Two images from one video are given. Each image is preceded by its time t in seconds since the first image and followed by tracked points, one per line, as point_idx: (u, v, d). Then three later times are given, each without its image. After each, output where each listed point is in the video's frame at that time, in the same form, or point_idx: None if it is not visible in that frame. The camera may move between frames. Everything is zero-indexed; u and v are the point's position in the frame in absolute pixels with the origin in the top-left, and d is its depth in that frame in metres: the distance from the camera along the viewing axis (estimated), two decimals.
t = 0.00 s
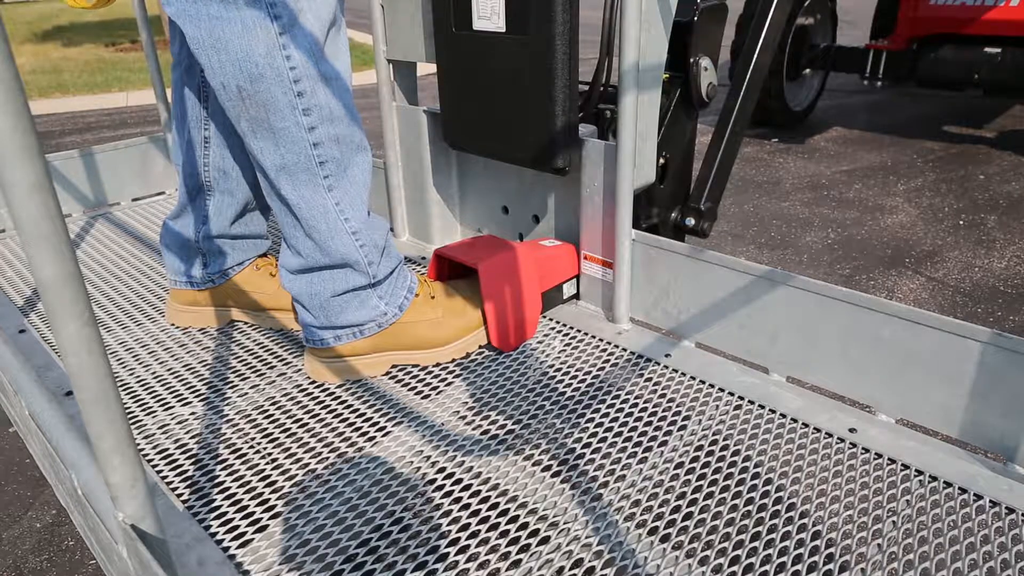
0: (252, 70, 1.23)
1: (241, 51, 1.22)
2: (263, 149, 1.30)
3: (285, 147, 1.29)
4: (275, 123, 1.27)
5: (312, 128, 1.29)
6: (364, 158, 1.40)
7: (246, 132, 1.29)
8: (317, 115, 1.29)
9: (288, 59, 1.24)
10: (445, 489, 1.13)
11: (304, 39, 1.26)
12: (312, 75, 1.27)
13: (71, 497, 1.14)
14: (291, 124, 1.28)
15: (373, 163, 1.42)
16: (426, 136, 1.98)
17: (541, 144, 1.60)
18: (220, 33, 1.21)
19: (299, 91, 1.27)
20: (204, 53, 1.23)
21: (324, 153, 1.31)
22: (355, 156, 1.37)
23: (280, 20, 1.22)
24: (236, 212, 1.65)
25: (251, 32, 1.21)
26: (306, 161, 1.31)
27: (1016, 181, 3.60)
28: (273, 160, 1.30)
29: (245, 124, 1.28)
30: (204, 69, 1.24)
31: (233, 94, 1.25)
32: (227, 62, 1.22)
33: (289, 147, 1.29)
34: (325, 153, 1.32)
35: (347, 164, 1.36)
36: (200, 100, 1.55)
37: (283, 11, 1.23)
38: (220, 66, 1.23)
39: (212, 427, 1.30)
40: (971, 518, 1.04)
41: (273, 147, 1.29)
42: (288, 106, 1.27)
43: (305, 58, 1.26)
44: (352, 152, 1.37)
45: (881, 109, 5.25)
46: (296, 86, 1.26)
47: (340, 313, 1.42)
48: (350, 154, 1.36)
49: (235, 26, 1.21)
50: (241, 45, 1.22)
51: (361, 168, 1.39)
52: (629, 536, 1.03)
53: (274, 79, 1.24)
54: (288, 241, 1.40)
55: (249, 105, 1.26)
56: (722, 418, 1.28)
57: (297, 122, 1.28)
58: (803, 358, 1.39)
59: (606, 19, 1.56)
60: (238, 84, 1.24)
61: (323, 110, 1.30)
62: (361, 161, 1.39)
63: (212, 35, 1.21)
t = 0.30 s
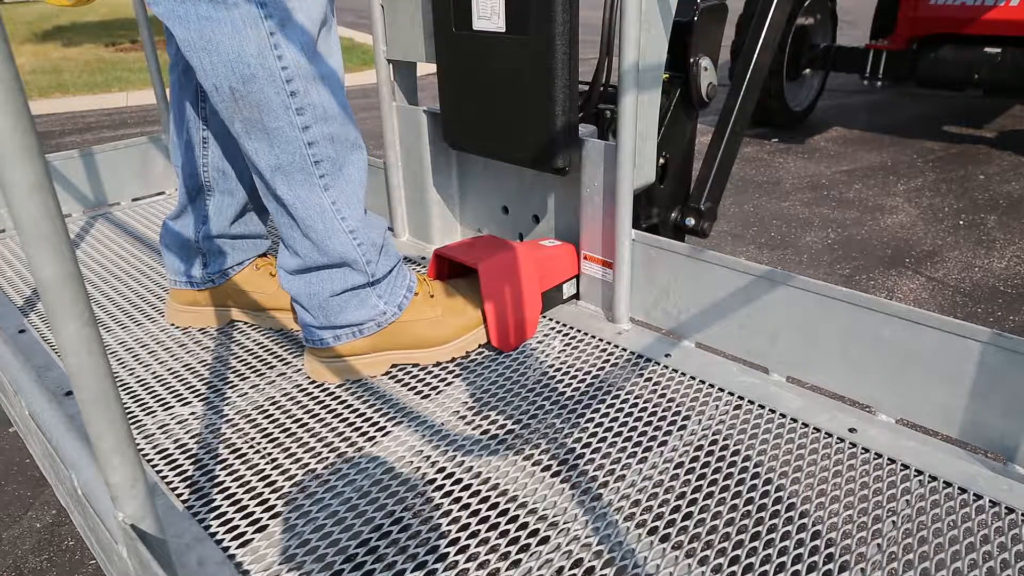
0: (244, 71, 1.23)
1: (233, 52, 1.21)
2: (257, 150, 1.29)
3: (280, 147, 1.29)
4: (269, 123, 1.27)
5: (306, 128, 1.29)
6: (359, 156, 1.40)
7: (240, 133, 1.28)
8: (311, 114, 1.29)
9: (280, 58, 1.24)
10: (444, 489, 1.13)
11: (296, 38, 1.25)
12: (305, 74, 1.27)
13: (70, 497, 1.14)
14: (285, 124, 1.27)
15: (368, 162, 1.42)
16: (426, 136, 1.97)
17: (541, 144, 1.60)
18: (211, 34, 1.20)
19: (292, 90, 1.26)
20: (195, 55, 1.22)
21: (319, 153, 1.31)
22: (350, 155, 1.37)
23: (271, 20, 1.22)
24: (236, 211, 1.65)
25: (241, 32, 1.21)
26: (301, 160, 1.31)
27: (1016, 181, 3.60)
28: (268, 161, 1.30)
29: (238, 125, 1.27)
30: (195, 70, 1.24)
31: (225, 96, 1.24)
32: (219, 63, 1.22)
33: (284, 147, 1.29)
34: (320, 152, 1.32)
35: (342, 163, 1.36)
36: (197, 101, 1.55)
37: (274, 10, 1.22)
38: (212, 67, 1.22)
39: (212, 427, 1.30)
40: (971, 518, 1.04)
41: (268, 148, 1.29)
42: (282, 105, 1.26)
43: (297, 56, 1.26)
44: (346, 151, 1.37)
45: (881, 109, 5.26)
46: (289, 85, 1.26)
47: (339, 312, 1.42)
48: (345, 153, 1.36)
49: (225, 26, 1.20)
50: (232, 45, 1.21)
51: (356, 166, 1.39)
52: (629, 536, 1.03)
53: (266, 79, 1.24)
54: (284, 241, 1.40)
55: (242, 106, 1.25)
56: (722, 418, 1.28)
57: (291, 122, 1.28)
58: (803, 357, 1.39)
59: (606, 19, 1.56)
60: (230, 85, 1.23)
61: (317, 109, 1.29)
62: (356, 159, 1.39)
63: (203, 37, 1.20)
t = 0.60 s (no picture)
0: (234, 70, 1.23)
1: (222, 52, 1.21)
2: (248, 149, 1.29)
3: (271, 147, 1.29)
4: (260, 123, 1.27)
5: (297, 126, 1.29)
6: (352, 155, 1.40)
7: (231, 133, 1.28)
8: (302, 113, 1.28)
9: (269, 57, 1.23)
10: (444, 489, 1.13)
11: (285, 36, 1.25)
12: (295, 73, 1.26)
13: (71, 497, 1.14)
14: (275, 123, 1.27)
15: (362, 161, 1.42)
16: (426, 136, 1.97)
17: (541, 145, 1.60)
18: (200, 34, 1.20)
19: (282, 89, 1.26)
20: (185, 55, 1.22)
21: (311, 152, 1.31)
22: (342, 154, 1.37)
23: (259, 18, 1.22)
24: (235, 211, 1.65)
25: (230, 31, 1.21)
26: (293, 160, 1.30)
27: (1016, 181, 3.60)
28: (260, 161, 1.30)
29: (229, 125, 1.27)
30: (186, 71, 1.24)
31: (216, 96, 1.25)
32: (208, 63, 1.22)
33: (275, 146, 1.29)
34: (312, 151, 1.31)
35: (334, 161, 1.35)
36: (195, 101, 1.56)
37: (262, 9, 1.22)
38: (202, 67, 1.22)
39: (212, 427, 1.30)
40: (971, 518, 1.04)
41: (259, 147, 1.29)
42: (272, 105, 1.26)
43: (287, 55, 1.25)
44: (339, 150, 1.36)
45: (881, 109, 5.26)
46: (279, 84, 1.25)
47: (336, 312, 1.41)
48: (338, 151, 1.36)
49: (214, 26, 1.20)
50: (222, 45, 1.21)
51: (349, 164, 1.39)
52: (629, 536, 1.03)
53: (256, 78, 1.24)
54: (279, 241, 1.40)
55: (232, 106, 1.25)
56: (722, 418, 1.28)
57: (281, 121, 1.27)
58: (803, 358, 1.39)
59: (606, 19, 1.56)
60: (220, 85, 1.23)
61: (308, 108, 1.29)
62: (349, 157, 1.39)
63: (192, 37, 1.21)
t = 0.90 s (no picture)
0: (224, 70, 1.21)
1: (211, 51, 1.19)
2: (240, 150, 1.28)
3: (263, 147, 1.27)
4: (251, 122, 1.25)
5: (289, 126, 1.27)
6: (343, 153, 1.39)
7: (222, 133, 1.26)
8: (294, 112, 1.27)
9: (259, 56, 1.22)
10: (444, 489, 1.13)
11: (275, 35, 1.23)
12: (286, 71, 1.25)
13: (71, 496, 1.14)
14: (267, 122, 1.26)
15: (353, 158, 1.41)
16: (426, 136, 1.97)
17: (541, 145, 1.60)
18: (189, 33, 1.18)
19: (273, 88, 1.24)
20: (174, 55, 1.19)
21: (303, 151, 1.30)
22: (333, 152, 1.36)
23: (248, 17, 1.19)
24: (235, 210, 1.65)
25: (220, 30, 1.18)
26: (285, 159, 1.29)
27: (1016, 180, 3.60)
28: (252, 161, 1.28)
29: (220, 126, 1.25)
30: (175, 71, 1.21)
31: (206, 96, 1.22)
32: (198, 63, 1.19)
33: (267, 146, 1.27)
34: (305, 150, 1.30)
35: (327, 160, 1.34)
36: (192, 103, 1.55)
37: (251, 8, 1.20)
38: (192, 68, 1.20)
39: (212, 427, 1.30)
40: (971, 518, 1.04)
41: (251, 147, 1.27)
42: (263, 104, 1.24)
43: (277, 54, 1.23)
44: (331, 148, 1.35)
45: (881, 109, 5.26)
46: (270, 83, 1.24)
47: (332, 311, 1.42)
48: (330, 150, 1.35)
49: (202, 25, 1.18)
50: (211, 44, 1.18)
51: (340, 163, 1.38)
52: (629, 537, 1.03)
53: (246, 78, 1.22)
54: (273, 241, 1.39)
55: (223, 106, 1.23)
56: (722, 418, 1.28)
57: (273, 120, 1.26)
58: (803, 357, 1.39)
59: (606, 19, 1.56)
60: (210, 85, 1.21)
61: (299, 107, 1.28)
62: (340, 155, 1.38)
63: (180, 37, 1.18)
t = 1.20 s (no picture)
0: (218, 64, 1.18)
1: (205, 44, 1.16)
2: (233, 145, 1.25)
3: (256, 142, 1.25)
4: (245, 117, 1.23)
5: (283, 121, 1.25)
6: (335, 150, 1.37)
7: (215, 127, 1.24)
8: (288, 107, 1.25)
9: (253, 50, 1.19)
10: (444, 489, 1.13)
11: (269, 29, 1.21)
12: (280, 66, 1.23)
13: (71, 496, 1.14)
14: (260, 117, 1.23)
15: (345, 155, 1.40)
16: (426, 136, 1.97)
17: (541, 145, 1.60)
18: (183, 26, 1.15)
19: (267, 83, 1.22)
20: (167, 48, 1.17)
21: (296, 146, 1.28)
22: (326, 148, 1.35)
23: (242, 10, 1.17)
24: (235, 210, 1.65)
25: (213, 23, 1.16)
26: (278, 155, 1.27)
27: (1016, 180, 3.60)
28: (244, 156, 1.26)
29: (213, 120, 1.23)
30: (168, 64, 1.19)
31: (199, 89, 1.20)
32: (191, 56, 1.17)
33: (261, 141, 1.25)
34: (298, 146, 1.28)
35: (319, 156, 1.33)
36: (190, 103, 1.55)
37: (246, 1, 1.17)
38: (186, 61, 1.18)
39: (212, 427, 1.30)
40: (971, 518, 1.04)
41: (244, 142, 1.25)
42: (257, 99, 1.22)
43: (271, 48, 1.21)
44: (323, 144, 1.34)
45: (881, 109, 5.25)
46: (264, 78, 1.21)
47: (323, 308, 1.40)
48: (322, 146, 1.33)
49: (196, 17, 1.15)
50: (204, 37, 1.16)
51: (332, 159, 1.37)
52: (629, 536, 1.03)
53: (240, 72, 1.20)
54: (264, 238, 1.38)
55: (216, 100, 1.21)
56: (721, 418, 1.28)
57: (267, 115, 1.24)
58: (803, 357, 1.39)
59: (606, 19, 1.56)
60: (204, 78, 1.19)
61: (293, 102, 1.26)
62: (333, 151, 1.37)
63: (173, 29, 1.15)
